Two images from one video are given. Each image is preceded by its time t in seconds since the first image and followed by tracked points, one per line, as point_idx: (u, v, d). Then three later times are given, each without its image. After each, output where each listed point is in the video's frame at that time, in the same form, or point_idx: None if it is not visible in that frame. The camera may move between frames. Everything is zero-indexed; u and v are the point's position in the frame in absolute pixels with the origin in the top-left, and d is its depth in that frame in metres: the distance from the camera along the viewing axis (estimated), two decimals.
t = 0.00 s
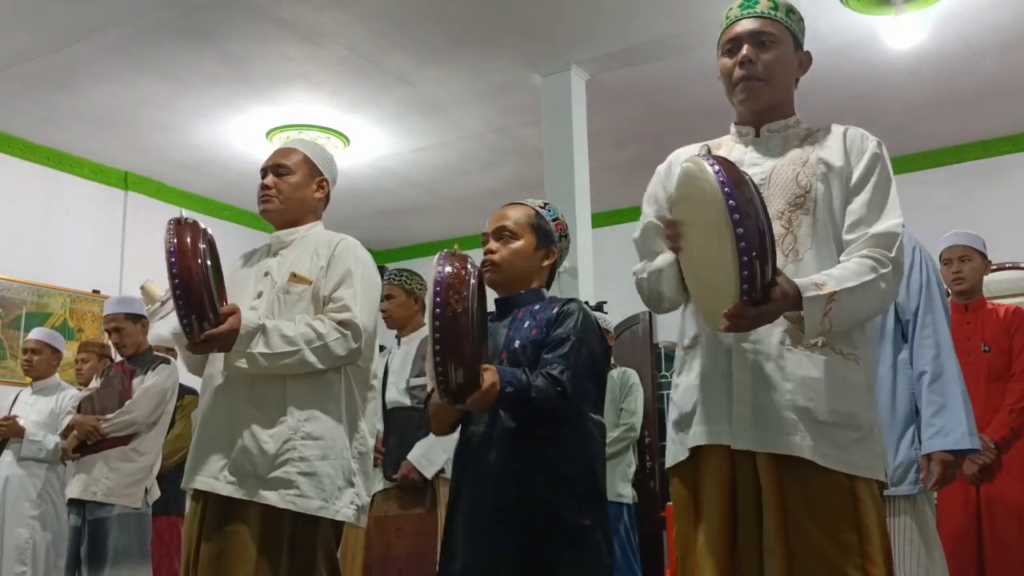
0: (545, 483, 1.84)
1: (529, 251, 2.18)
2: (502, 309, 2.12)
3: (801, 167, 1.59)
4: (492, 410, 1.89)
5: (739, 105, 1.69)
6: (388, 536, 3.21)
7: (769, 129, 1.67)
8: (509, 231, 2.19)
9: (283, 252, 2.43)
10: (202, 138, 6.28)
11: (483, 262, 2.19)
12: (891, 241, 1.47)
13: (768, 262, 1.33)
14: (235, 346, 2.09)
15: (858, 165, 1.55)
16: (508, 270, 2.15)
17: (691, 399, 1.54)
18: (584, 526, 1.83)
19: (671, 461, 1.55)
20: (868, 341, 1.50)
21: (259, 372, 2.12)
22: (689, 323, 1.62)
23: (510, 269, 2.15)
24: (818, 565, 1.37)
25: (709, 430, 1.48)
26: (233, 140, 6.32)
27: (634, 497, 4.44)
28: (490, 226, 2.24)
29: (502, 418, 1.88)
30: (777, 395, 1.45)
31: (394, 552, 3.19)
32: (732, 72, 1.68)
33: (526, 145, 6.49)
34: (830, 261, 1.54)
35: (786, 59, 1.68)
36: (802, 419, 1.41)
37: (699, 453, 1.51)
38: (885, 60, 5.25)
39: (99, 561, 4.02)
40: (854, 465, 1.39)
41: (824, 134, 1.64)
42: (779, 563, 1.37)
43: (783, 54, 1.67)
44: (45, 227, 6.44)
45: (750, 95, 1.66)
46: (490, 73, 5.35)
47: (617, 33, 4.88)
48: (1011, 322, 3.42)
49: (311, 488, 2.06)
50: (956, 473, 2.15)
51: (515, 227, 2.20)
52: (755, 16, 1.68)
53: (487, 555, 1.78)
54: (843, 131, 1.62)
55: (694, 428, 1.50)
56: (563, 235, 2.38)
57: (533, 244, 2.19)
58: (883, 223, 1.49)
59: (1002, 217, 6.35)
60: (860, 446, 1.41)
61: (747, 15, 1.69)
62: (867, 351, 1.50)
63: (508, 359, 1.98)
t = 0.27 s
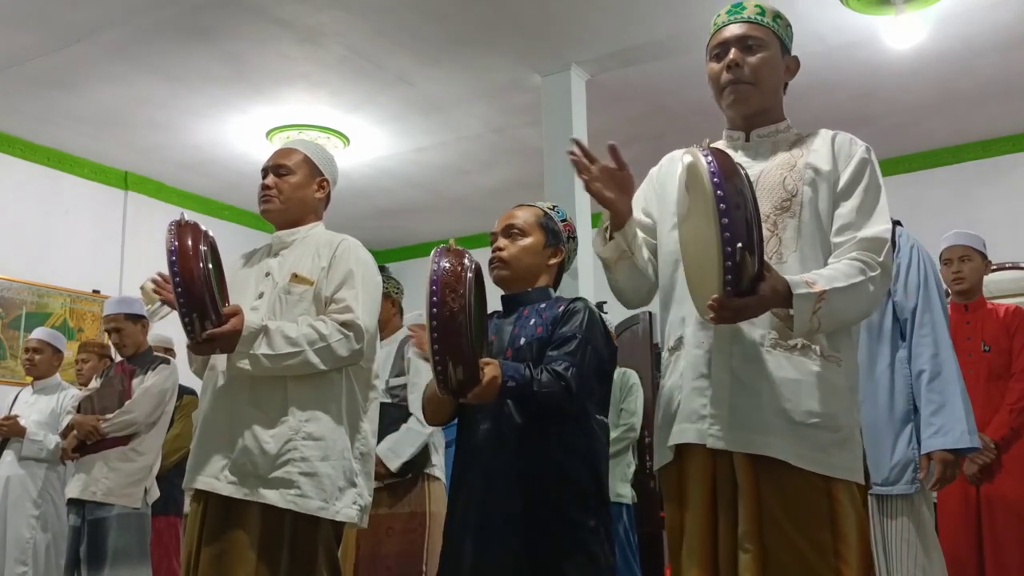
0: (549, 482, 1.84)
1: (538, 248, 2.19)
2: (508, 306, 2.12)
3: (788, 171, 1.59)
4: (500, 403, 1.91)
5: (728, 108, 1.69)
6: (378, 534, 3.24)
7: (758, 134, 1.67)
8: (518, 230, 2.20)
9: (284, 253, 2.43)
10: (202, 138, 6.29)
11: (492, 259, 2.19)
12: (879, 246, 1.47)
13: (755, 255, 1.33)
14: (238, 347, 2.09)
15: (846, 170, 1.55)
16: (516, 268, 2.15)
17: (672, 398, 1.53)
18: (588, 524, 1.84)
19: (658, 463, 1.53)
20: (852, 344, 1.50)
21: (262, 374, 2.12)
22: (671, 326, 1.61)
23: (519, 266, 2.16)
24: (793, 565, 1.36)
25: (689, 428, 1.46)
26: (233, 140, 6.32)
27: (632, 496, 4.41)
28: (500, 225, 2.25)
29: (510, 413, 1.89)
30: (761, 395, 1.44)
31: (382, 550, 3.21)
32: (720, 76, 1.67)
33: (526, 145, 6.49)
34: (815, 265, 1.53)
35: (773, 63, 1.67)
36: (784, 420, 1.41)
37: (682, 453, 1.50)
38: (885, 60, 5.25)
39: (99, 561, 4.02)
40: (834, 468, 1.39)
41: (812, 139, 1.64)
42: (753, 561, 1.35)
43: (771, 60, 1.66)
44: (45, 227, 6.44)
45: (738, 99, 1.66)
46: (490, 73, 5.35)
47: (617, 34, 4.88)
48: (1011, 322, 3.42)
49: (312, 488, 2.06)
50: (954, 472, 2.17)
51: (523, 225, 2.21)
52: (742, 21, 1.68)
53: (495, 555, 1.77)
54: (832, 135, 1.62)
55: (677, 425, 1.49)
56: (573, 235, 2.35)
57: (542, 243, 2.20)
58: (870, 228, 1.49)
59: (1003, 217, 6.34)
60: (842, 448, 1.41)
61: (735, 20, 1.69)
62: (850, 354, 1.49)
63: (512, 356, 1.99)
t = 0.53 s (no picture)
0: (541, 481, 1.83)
1: (526, 252, 2.17)
2: (499, 308, 2.13)
3: (780, 175, 1.59)
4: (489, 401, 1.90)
5: (720, 111, 1.69)
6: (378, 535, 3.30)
7: (750, 137, 1.67)
8: (505, 233, 2.19)
9: (284, 253, 2.43)
10: (202, 138, 6.29)
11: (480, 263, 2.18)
12: (870, 248, 1.46)
13: (745, 258, 1.32)
14: (238, 342, 2.09)
15: (837, 173, 1.54)
16: (506, 271, 2.14)
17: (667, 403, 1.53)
18: (577, 522, 1.84)
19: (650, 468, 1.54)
20: (843, 346, 1.47)
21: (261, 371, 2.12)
22: (666, 331, 1.63)
23: (508, 270, 2.15)
24: (783, 566, 1.36)
25: (682, 432, 1.47)
26: (233, 140, 6.32)
27: (633, 497, 4.43)
28: (485, 228, 2.23)
29: (498, 410, 1.89)
30: (753, 397, 1.44)
31: (381, 552, 3.26)
32: (713, 79, 1.67)
33: (526, 145, 6.49)
34: (807, 267, 1.52)
35: (766, 66, 1.67)
36: (776, 421, 1.40)
37: (675, 457, 1.50)
38: (885, 60, 5.24)
39: (98, 561, 4.02)
40: (828, 469, 1.38)
41: (804, 141, 1.63)
42: (744, 560, 1.36)
43: (763, 63, 1.66)
44: (44, 227, 6.45)
45: (730, 102, 1.66)
46: (490, 73, 5.35)
47: (617, 34, 4.88)
48: (1011, 322, 3.42)
49: (312, 488, 2.06)
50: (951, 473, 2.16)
51: (511, 228, 2.19)
52: (735, 24, 1.68)
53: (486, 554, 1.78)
54: (823, 137, 1.61)
55: (670, 430, 1.49)
56: (558, 237, 2.33)
57: (530, 246, 2.19)
58: (862, 231, 1.48)
59: (1003, 217, 6.34)
60: (834, 449, 1.40)
61: (727, 23, 1.69)
62: (843, 357, 1.47)
63: (504, 355, 1.99)
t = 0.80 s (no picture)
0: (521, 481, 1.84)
1: (503, 254, 2.18)
2: (478, 310, 2.12)
3: (779, 174, 1.59)
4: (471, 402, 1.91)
5: (719, 110, 1.69)
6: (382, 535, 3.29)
7: (748, 137, 1.67)
8: (483, 236, 2.19)
9: (284, 253, 2.44)
10: (202, 138, 6.29)
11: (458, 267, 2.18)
12: (869, 250, 1.46)
13: (738, 271, 1.32)
14: (241, 350, 2.09)
15: (836, 172, 1.54)
16: (484, 274, 2.15)
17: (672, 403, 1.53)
18: (558, 521, 1.84)
19: (655, 467, 1.53)
20: (845, 346, 1.48)
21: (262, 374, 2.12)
22: (666, 330, 1.62)
23: (487, 272, 2.15)
24: (786, 566, 1.35)
25: (689, 432, 1.46)
26: (233, 140, 6.32)
27: (635, 497, 4.45)
28: (464, 231, 2.24)
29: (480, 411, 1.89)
30: (757, 398, 1.43)
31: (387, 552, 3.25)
32: (712, 78, 1.67)
33: (526, 145, 6.49)
34: (806, 267, 1.52)
35: (765, 66, 1.67)
36: (778, 421, 1.40)
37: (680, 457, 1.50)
38: (885, 60, 5.24)
39: (98, 561, 4.02)
40: (831, 469, 1.37)
41: (803, 140, 1.63)
42: (746, 560, 1.36)
43: (763, 62, 1.67)
44: (44, 227, 6.45)
45: (729, 101, 1.66)
46: (490, 73, 5.35)
47: (617, 33, 4.88)
48: (1011, 322, 3.42)
49: (312, 489, 2.06)
50: (950, 473, 2.16)
51: (489, 231, 2.20)
52: (734, 23, 1.68)
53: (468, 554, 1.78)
54: (822, 136, 1.61)
55: (676, 430, 1.49)
56: (535, 241, 2.35)
57: (507, 248, 2.20)
58: (860, 230, 1.48)
59: (1002, 216, 6.34)
60: (836, 448, 1.39)
61: (727, 23, 1.69)
62: (843, 357, 1.46)
63: (484, 358, 1.98)
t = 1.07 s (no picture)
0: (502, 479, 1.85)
1: (485, 259, 2.18)
2: (457, 313, 2.13)
3: (781, 172, 1.58)
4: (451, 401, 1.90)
5: (721, 109, 1.68)
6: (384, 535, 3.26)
7: (751, 135, 1.66)
8: (465, 241, 2.19)
9: (284, 253, 2.44)
10: (202, 138, 6.29)
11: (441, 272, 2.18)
12: (874, 243, 1.45)
13: (744, 262, 1.32)
14: (239, 347, 2.09)
15: (838, 169, 1.53)
16: (466, 279, 2.14)
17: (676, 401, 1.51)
18: (538, 518, 1.85)
19: (659, 466, 1.52)
20: (850, 344, 1.47)
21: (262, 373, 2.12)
22: (670, 330, 1.60)
23: (468, 276, 2.15)
24: (790, 566, 1.35)
25: (693, 430, 1.44)
26: (233, 140, 6.32)
27: (636, 497, 4.45)
28: (446, 238, 2.24)
29: (461, 411, 1.89)
30: (761, 396, 1.41)
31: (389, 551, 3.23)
32: (714, 77, 1.67)
33: (526, 144, 6.48)
34: (811, 263, 1.51)
35: (767, 64, 1.66)
36: (782, 419, 1.38)
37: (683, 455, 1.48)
38: (885, 60, 5.24)
39: (98, 561, 4.02)
40: (834, 468, 1.36)
41: (806, 138, 1.62)
42: (751, 560, 1.34)
43: (765, 60, 1.66)
44: (44, 227, 6.45)
45: (731, 100, 1.66)
46: (490, 73, 5.35)
47: (617, 33, 4.88)
48: (1011, 322, 3.42)
49: (311, 489, 2.06)
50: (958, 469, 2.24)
51: (470, 237, 2.19)
52: (735, 22, 1.68)
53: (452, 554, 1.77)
54: (824, 133, 1.60)
55: (680, 428, 1.47)
56: (515, 246, 2.37)
57: (489, 253, 2.20)
58: (865, 225, 1.47)
59: (1002, 216, 6.34)
60: (839, 447, 1.38)
61: (728, 21, 1.69)
62: (849, 355, 1.46)
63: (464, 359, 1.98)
